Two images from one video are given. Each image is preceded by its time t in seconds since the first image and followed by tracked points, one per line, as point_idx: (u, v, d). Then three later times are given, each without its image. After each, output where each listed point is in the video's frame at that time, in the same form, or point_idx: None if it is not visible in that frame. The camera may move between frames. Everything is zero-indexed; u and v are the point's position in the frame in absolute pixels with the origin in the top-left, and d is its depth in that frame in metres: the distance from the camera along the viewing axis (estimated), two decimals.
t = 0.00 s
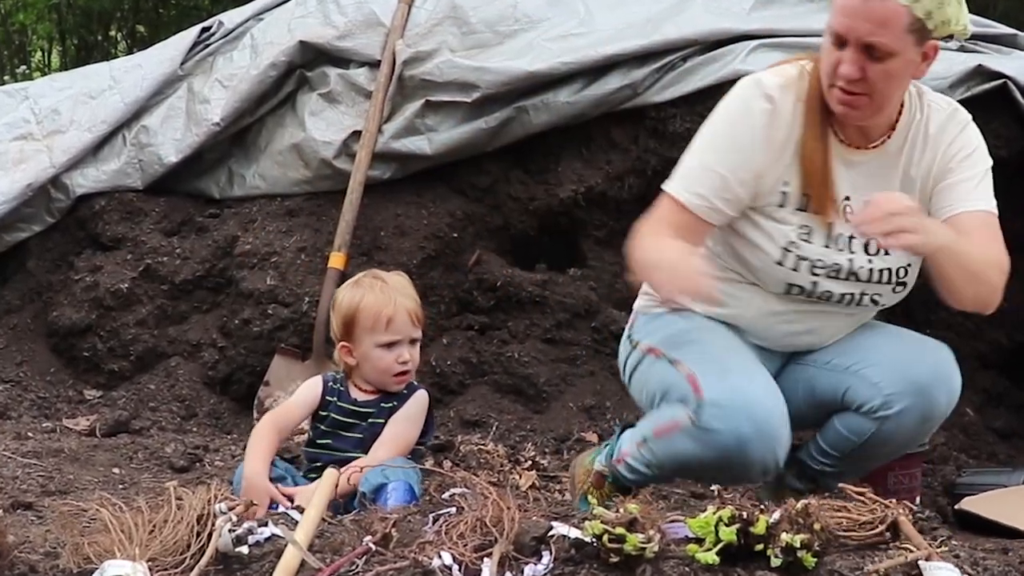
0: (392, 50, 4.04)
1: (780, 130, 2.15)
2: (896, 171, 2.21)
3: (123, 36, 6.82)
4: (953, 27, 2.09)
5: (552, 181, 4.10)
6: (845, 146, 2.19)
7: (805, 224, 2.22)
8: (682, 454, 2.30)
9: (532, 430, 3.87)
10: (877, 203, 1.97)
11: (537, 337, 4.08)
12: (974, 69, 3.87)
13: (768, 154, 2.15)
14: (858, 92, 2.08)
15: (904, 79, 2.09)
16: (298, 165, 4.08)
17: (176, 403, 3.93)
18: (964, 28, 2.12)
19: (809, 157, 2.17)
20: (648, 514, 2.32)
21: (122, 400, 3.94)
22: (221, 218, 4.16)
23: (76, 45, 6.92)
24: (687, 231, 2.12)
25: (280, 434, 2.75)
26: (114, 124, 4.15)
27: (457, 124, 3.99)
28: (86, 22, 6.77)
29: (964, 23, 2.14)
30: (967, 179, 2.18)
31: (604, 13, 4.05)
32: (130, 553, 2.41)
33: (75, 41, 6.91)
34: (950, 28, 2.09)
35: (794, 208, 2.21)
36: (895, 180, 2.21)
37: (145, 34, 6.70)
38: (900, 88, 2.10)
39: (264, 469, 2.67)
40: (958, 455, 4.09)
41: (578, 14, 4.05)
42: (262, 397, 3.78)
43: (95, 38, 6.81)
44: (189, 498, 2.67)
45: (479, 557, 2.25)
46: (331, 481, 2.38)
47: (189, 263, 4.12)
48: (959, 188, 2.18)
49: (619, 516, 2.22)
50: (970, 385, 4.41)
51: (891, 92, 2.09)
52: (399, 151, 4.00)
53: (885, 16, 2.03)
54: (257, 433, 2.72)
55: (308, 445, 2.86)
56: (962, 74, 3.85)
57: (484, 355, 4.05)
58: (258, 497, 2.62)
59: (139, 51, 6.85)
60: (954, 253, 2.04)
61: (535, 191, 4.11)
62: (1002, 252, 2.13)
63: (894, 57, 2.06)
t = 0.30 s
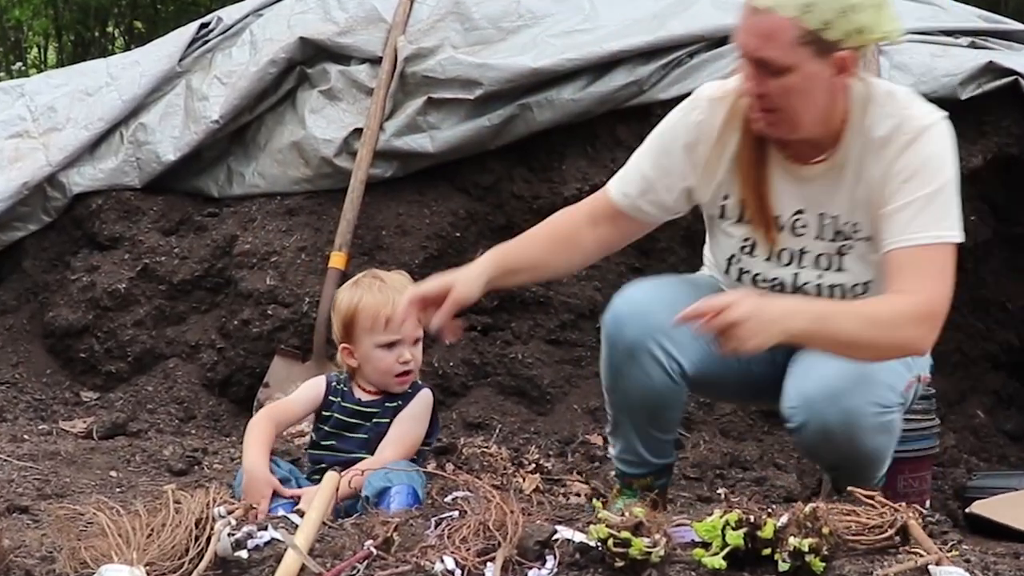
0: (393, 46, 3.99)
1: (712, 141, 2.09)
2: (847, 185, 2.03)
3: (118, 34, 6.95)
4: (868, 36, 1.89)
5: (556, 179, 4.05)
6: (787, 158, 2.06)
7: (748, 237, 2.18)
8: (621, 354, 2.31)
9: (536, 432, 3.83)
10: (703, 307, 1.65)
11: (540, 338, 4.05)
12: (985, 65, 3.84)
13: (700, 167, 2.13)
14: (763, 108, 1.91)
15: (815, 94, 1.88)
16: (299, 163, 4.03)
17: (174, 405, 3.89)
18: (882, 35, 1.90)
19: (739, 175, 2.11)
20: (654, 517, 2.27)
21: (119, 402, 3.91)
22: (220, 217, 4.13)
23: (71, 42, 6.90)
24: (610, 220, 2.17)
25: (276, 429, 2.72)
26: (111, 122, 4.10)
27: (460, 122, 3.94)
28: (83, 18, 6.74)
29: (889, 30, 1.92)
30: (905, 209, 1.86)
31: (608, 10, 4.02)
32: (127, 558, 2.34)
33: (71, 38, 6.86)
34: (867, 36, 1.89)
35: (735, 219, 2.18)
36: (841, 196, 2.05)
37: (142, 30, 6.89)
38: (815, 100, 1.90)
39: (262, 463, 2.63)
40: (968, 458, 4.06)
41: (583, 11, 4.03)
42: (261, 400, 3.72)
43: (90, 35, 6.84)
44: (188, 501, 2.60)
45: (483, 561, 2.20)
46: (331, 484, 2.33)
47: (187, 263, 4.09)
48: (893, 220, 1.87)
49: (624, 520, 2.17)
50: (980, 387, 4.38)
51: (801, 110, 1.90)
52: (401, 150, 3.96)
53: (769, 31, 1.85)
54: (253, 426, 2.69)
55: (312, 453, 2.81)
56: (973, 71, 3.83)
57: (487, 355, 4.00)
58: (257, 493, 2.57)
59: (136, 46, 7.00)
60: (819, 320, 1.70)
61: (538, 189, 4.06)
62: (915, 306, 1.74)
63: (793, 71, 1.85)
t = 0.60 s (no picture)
0: (394, 43, 3.94)
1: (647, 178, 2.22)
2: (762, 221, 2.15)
3: (115, 29, 6.85)
4: (751, 69, 1.97)
5: (560, 177, 4.01)
6: (713, 192, 2.17)
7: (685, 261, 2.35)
8: (605, 293, 2.60)
9: (540, 434, 3.79)
10: (609, 401, 2.01)
11: (545, 339, 4.01)
12: (997, 62, 3.85)
13: (639, 206, 2.27)
14: (666, 154, 2.00)
15: (709, 133, 1.96)
16: (299, 161, 3.99)
17: (172, 407, 3.85)
18: (765, 66, 1.98)
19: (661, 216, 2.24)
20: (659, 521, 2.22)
21: (116, 404, 3.88)
22: (218, 216, 4.09)
23: (68, 38, 6.85)
24: (566, 269, 2.37)
25: (272, 430, 2.63)
26: (108, 119, 4.06)
27: (463, 119, 3.90)
28: (80, 14, 6.72)
29: (771, 59, 2.00)
30: (821, 246, 1.99)
31: (613, 6, 3.98)
32: (125, 562, 2.28)
33: (68, 34, 6.83)
34: (750, 69, 1.97)
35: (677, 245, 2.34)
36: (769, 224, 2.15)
37: (140, 26, 6.74)
38: (711, 139, 1.97)
39: (257, 463, 2.54)
40: (979, 461, 4.02)
41: (588, 7, 3.99)
42: (261, 401, 3.68)
43: (87, 32, 6.79)
44: (187, 504, 2.54)
45: (486, 566, 2.15)
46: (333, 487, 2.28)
47: (185, 263, 4.05)
48: (813, 259, 2.00)
49: (629, 524, 2.13)
50: (991, 389, 4.36)
51: (700, 150, 1.98)
52: (402, 148, 3.92)
53: (650, 76, 1.95)
54: (248, 425, 2.59)
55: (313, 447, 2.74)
56: (984, 68, 3.83)
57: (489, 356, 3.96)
58: (252, 495, 2.49)
59: (132, 43, 6.87)
60: (727, 390, 1.97)
61: (541, 188, 4.02)
62: (830, 356, 1.93)
63: (683, 113, 1.94)
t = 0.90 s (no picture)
0: (396, 40, 3.90)
1: (597, 208, 2.27)
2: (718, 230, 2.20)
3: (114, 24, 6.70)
4: (669, 83, 2.04)
5: (564, 176, 3.97)
6: (663, 209, 2.22)
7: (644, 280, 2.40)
8: (598, 313, 2.63)
9: (543, 436, 3.75)
10: (597, 416, 2.13)
11: (549, 340, 3.97)
12: (1008, 59, 3.82)
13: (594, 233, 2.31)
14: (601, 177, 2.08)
15: (637, 153, 2.03)
16: (299, 159, 3.96)
17: (170, 409, 3.81)
18: (682, 80, 2.05)
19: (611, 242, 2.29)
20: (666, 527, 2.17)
21: (113, 406, 3.84)
22: (217, 215, 4.05)
23: (65, 35, 6.61)
24: (523, 311, 2.38)
25: (261, 434, 2.58)
26: (105, 117, 4.02)
27: (466, 117, 3.87)
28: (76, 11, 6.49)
29: (688, 72, 2.06)
30: (775, 241, 2.06)
31: (618, 2, 3.95)
32: (122, 567, 2.24)
33: (64, 31, 6.59)
34: (668, 84, 2.03)
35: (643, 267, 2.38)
36: (724, 233, 2.20)
37: (137, 22, 6.65)
38: (642, 154, 2.04)
39: (243, 465, 2.50)
40: (989, 464, 3.99)
41: (592, 3, 3.96)
42: (260, 403, 3.65)
43: (84, 28, 6.59)
44: (185, 507, 2.49)
45: (488, 570, 2.12)
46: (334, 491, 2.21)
47: (183, 263, 4.01)
48: (773, 254, 2.07)
49: (635, 528, 2.08)
50: (1002, 391, 4.32)
51: (631, 170, 2.05)
52: (404, 145, 3.88)
53: (569, 101, 2.03)
54: (236, 428, 2.56)
55: (312, 451, 2.68)
56: (994, 65, 3.81)
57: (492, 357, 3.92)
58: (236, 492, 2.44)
59: (130, 39, 6.76)
60: (707, 393, 2.08)
61: (545, 187, 3.98)
62: (805, 347, 2.03)
63: (607, 134, 2.01)
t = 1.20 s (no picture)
0: (398, 36, 3.87)
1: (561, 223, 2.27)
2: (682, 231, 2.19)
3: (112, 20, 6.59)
4: (613, 86, 2.03)
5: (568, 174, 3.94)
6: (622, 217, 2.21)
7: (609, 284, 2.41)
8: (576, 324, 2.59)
9: (547, 439, 3.70)
10: (576, 421, 1.99)
11: (553, 342, 3.93)
12: (1019, 55, 3.79)
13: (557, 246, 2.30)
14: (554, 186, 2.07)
15: (587, 160, 2.03)
16: (299, 158, 3.92)
17: (168, 411, 3.77)
18: (625, 82, 2.04)
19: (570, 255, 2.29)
20: (673, 531, 2.12)
21: (110, 407, 3.79)
22: (217, 214, 4.01)
23: (61, 30, 6.63)
24: (492, 344, 2.35)
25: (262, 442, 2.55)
26: (102, 114, 3.98)
27: (468, 114, 3.83)
28: (72, 6, 6.45)
29: (631, 72, 2.05)
30: (740, 231, 2.06)
31: None
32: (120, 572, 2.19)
33: (62, 27, 6.61)
34: (611, 86, 2.03)
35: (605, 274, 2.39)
36: (687, 233, 2.19)
37: (135, 18, 6.52)
38: (593, 158, 2.03)
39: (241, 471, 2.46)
40: (1000, 467, 3.95)
41: None
42: (260, 404, 3.61)
43: (81, 23, 6.54)
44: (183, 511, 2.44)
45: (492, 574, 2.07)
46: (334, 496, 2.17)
47: (182, 263, 3.97)
48: (743, 244, 2.06)
49: (640, 532, 2.04)
50: (1012, 393, 4.27)
51: (584, 178, 2.05)
52: (406, 143, 3.85)
53: (515, 112, 2.03)
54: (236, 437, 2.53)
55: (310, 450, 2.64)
56: (1006, 61, 3.77)
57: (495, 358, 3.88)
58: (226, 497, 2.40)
59: (128, 35, 6.67)
60: (690, 392, 2.01)
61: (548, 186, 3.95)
62: (784, 335, 2.00)
63: (554, 144, 2.01)
